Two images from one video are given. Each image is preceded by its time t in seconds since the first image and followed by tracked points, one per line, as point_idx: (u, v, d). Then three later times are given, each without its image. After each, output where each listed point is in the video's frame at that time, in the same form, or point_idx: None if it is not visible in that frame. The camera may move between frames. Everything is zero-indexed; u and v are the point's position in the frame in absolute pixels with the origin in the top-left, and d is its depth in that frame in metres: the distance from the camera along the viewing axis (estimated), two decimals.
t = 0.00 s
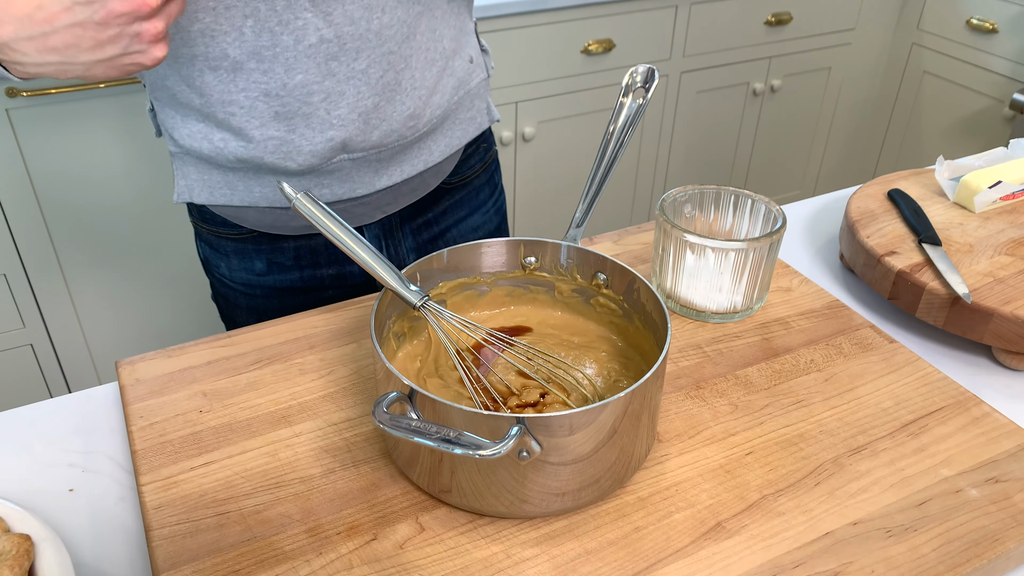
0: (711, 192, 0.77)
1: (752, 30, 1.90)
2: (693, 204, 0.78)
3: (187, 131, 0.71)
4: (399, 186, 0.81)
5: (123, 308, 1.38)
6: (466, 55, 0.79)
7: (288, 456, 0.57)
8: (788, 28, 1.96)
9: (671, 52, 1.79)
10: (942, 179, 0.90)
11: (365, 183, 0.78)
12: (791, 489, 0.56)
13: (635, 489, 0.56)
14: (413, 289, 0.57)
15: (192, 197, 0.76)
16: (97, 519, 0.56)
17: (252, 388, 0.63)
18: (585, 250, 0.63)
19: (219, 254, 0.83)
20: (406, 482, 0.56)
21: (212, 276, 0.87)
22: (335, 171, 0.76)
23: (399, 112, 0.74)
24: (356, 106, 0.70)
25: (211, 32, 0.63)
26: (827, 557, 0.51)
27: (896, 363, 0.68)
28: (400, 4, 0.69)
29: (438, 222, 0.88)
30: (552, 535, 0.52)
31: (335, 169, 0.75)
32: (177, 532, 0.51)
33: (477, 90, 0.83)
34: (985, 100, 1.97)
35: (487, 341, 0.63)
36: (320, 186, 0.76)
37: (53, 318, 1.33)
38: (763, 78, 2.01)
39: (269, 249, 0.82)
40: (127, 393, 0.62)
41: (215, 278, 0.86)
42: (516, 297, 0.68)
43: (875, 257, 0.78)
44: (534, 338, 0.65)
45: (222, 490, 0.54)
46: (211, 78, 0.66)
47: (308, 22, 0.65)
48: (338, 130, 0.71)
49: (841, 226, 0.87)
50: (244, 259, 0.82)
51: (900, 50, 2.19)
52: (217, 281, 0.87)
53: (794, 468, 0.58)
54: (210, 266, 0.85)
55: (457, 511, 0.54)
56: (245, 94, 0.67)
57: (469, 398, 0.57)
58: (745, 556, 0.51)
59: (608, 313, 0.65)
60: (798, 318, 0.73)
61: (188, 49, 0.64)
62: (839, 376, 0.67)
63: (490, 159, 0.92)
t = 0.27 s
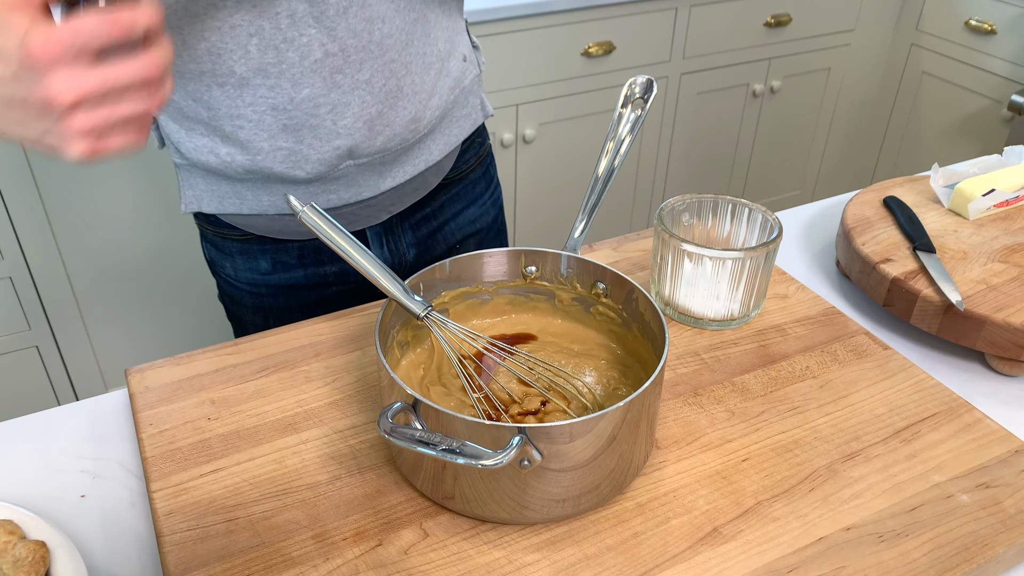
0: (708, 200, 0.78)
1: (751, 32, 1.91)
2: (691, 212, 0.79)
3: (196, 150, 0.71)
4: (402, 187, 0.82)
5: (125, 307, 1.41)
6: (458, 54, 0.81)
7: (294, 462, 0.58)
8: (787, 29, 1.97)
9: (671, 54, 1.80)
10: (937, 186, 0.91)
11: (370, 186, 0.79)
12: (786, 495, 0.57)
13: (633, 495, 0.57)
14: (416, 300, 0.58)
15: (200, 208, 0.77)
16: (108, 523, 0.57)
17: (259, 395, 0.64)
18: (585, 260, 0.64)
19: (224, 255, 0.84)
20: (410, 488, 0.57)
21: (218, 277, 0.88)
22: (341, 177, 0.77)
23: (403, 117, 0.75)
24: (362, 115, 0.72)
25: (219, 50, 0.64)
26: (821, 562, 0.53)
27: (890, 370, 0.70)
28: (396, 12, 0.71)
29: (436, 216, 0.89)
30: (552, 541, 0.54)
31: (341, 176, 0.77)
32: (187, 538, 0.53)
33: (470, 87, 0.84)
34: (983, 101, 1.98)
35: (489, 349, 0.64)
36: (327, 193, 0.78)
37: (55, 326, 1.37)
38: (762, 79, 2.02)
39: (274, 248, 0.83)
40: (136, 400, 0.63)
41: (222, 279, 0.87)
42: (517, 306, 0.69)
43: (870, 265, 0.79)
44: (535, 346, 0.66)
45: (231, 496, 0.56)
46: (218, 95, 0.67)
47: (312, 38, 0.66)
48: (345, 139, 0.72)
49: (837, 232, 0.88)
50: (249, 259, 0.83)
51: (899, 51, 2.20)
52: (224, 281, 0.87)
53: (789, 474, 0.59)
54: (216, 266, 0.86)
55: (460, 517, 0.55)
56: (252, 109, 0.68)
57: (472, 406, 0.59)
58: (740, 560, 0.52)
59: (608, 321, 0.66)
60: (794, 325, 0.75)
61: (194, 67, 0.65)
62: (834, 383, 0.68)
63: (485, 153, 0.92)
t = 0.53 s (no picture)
0: (709, 204, 0.79)
1: (752, 32, 1.91)
2: (691, 216, 0.80)
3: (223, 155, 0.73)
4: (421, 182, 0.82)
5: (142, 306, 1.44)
6: (475, 50, 0.81)
7: (300, 466, 0.59)
8: (788, 29, 1.97)
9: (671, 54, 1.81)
10: (936, 190, 0.91)
11: (392, 184, 0.80)
12: (784, 498, 0.58)
13: (633, 498, 0.58)
14: (419, 306, 0.59)
15: (226, 212, 0.79)
16: (118, 526, 0.58)
17: (265, 400, 0.65)
18: (586, 266, 0.65)
19: (246, 256, 0.84)
20: (414, 492, 0.58)
21: (239, 278, 0.87)
22: (363, 177, 0.78)
23: (423, 117, 0.75)
24: (383, 118, 0.72)
25: (242, 60, 0.66)
26: (819, 564, 0.53)
27: (888, 373, 0.70)
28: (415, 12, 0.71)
29: (453, 210, 0.88)
30: (554, 544, 0.55)
31: (364, 176, 0.77)
32: (195, 541, 0.54)
33: (486, 80, 0.84)
34: (984, 100, 1.98)
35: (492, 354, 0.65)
36: (350, 194, 0.78)
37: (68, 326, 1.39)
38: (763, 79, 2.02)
39: (296, 247, 0.83)
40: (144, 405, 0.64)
41: (243, 280, 0.87)
42: (520, 310, 0.70)
43: (869, 268, 0.80)
44: (537, 351, 0.67)
45: (239, 500, 0.56)
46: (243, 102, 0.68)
47: (334, 44, 0.66)
48: (367, 141, 0.73)
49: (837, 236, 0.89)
50: (272, 257, 0.83)
51: (900, 50, 2.20)
52: (245, 283, 0.87)
53: (788, 477, 0.60)
54: (237, 268, 0.86)
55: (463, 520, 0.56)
56: (277, 116, 0.69)
57: (475, 411, 0.60)
58: (739, 562, 0.53)
59: (609, 325, 0.67)
60: (793, 328, 0.75)
61: (218, 76, 0.66)
62: (832, 387, 0.69)
63: (501, 144, 0.92)
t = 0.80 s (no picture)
0: (708, 204, 0.79)
1: (750, 30, 1.91)
2: (689, 217, 0.80)
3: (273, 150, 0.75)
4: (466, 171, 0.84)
5: (165, 294, 1.48)
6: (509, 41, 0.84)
7: (302, 468, 0.60)
8: (787, 27, 1.97)
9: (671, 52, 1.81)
10: (934, 190, 0.92)
11: (438, 173, 0.81)
12: (783, 499, 0.59)
13: (634, 499, 0.59)
14: (421, 308, 0.60)
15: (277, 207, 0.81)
16: (121, 528, 0.59)
17: (267, 402, 0.65)
18: (585, 267, 0.65)
19: (291, 245, 0.84)
20: (415, 494, 0.58)
21: (281, 268, 0.87)
22: (411, 167, 0.79)
23: (468, 106, 0.77)
24: (432, 107, 0.74)
25: (298, 54, 0.68)
26: (817, 564, 0.54)
27: (887, 373, 0.71)
28: (458, 5, 0.74)
29: (492, 198, 0.88)
30: (555, 545, 0.55)
31: (412, 165, 0.79)
32: (199, 543, 0.54)
33: (522, 71, 0.87)
34: (983, 98, 1.99)
35: (492, 355, 0.65)
36: (398, 183, 0.79)
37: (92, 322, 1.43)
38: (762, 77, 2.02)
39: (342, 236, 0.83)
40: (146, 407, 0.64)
41: (285, 269, 0.86)
42: (520, 312, 0.70)
43: (867, 268, 0.80)
44: (537, 353, 0.67)
45: (242, 502, 0.57)
46: (297, 96, 0.70)
47: (386, 36, 0.69)
48: (417, 131, 0.75)
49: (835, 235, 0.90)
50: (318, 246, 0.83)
51: (899, 48, 2.21)
52: (288, 272, 0.86)
53: (786, 478, 0.60)
54: (279, 257, 0.86)
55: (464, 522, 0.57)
56: (331, 108, 0.71)
57: (475, 413, 0.60)
58: (739, 562, 0.54)
59: (609, 327, 0.68)
60: (792, 328, 0.76)
61: (274, 71, 0.69)
62: (831, 387, 0.69)
63: (540, 130, 0.92)
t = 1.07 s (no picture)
0: (704, 201, 0.79)
1: (745, 27, 1.91)
2: (683, 215, 0.80)
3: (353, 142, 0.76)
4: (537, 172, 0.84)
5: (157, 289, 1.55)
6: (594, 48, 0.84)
7: (296, 468, 0.60)
8: (780, 24, 1.97)
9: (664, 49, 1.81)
10: (927, 186, 0.92)
11: (507, 172, 0.81)
12: (776, 495, 0.59)
13: (628, 495, 0.59)
14: (415, 307, 0.60)
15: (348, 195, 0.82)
16: (115, 529, 0.59)
17: (261, 401, 0.65)
18: (579, 266, 0.65)
19: (359, 231, 0.86)
20: (410, 493, 0.58)
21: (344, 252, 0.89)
22: (486, 163, 0.80)
23: (548, 108, 0.77)
24: (512, 106, 0.74)
25: (388, 46, 0.69)
26: (811, 560, 0.54)
27: (880, 369, 0.71)
28: (550, 9, 0.74)
29: (555, 199, 0.89)
30: (549, 542, 0.55)
31: (487, 162, 0.79)
32: (193, 544, 0.54)
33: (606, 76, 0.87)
34: (977, 94, 1.99)
35: (486, 354, 0.65)
36: (470, 178, 0.80)
37: (127, 287, 1.51)
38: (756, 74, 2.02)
39: (409, 225, 0.86)
40: (140, 406, 0.64)
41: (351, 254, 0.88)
42: (514, 310, 0.70)
43: (860, 264, 0.80)
44: (531, 351, 0.67)
45: (236, 502, 0.57)
46: (382, 87, 0.71)
47: (475, 35, 0.70)
48: (496, 129, 0.75)
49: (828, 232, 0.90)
50: (385, 234, 0.86)
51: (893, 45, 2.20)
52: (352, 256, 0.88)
53: (780, 474, 0.61)
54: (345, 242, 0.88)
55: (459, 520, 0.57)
56: (413, 99, 0.72)
57: (469, 412, 0.60)
58: (733, 559, 0.54)
59: (602, 325, 0.68)
60: (786, 325, 0.76)
61: (363, 61, 0.70)
62: (824, 383, 0.69)
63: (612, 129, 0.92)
